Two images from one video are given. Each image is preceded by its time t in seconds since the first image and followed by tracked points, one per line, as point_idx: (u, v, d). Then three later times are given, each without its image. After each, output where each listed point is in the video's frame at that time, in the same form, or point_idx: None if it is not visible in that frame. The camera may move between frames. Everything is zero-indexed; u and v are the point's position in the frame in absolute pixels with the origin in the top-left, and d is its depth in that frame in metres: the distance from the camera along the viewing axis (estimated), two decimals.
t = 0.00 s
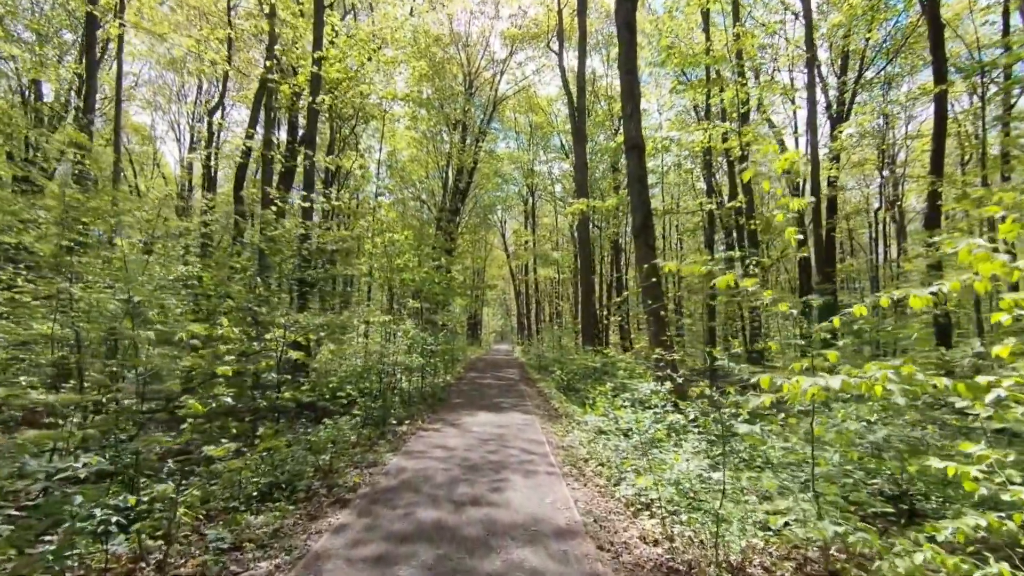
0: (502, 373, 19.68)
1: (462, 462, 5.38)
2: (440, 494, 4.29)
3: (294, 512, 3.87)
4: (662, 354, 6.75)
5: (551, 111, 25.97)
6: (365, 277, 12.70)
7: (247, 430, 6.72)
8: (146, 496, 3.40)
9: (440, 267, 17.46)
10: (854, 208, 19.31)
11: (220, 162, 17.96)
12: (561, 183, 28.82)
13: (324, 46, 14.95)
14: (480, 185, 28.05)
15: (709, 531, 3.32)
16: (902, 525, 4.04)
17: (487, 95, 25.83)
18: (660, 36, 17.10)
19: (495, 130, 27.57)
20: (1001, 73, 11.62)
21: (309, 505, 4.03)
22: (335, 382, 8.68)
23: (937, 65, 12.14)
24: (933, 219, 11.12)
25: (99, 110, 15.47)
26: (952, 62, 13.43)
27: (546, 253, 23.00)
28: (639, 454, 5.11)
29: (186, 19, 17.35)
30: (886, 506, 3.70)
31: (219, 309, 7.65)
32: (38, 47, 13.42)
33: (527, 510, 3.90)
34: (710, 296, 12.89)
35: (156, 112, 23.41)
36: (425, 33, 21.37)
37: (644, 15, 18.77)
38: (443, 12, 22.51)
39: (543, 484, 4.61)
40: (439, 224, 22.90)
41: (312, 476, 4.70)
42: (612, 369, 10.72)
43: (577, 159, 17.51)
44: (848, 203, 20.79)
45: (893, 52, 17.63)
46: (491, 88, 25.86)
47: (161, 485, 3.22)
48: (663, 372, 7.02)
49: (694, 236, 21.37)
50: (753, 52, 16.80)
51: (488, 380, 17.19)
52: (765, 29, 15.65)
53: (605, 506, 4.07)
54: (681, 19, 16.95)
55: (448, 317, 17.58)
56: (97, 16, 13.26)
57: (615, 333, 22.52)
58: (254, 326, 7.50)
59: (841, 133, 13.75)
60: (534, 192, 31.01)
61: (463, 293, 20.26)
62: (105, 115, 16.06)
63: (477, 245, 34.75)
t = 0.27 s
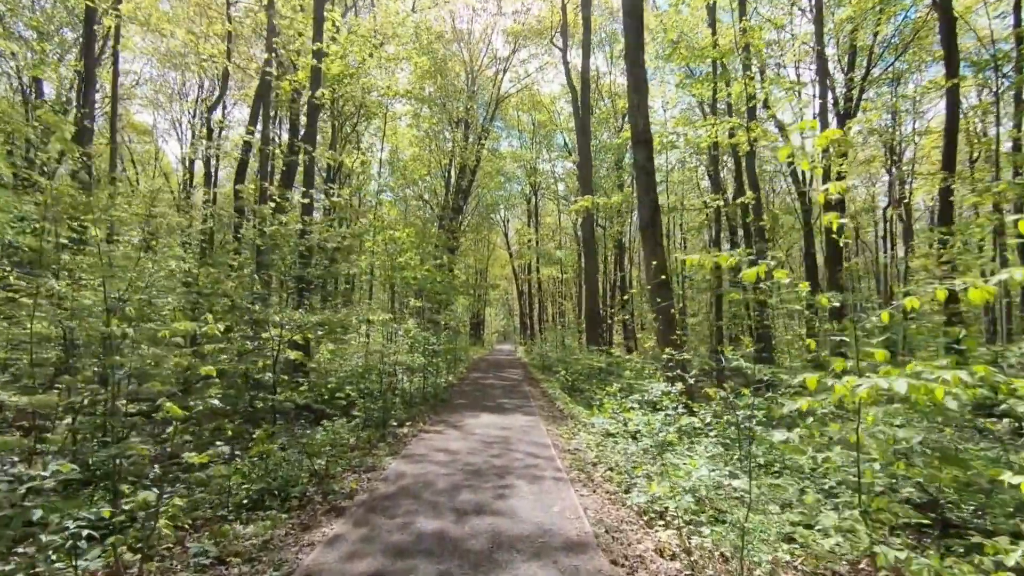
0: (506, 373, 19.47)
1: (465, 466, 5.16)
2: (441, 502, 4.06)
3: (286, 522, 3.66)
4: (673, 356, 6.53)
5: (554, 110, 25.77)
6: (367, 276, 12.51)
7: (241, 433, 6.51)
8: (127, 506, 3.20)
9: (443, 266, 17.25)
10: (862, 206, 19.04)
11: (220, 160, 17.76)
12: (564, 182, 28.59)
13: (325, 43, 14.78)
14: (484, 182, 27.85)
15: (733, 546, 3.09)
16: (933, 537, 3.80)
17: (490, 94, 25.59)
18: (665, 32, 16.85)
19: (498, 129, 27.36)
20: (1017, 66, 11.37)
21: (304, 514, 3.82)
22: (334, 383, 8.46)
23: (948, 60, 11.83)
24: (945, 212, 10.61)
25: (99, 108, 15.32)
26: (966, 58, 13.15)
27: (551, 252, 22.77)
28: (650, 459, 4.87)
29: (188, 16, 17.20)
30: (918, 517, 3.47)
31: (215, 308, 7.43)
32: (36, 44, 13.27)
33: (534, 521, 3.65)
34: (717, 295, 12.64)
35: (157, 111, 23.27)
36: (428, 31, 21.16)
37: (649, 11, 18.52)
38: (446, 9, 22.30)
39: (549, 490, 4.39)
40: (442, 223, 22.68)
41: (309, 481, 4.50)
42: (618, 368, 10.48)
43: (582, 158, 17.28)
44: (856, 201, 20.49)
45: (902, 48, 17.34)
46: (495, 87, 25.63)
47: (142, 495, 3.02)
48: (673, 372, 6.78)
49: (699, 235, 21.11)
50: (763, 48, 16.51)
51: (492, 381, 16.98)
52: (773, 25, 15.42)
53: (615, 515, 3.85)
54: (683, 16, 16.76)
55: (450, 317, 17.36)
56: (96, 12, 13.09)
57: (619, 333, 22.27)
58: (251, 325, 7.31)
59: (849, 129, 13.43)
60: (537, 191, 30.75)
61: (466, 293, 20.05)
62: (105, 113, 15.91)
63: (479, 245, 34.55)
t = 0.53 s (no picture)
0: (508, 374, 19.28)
1: (466, 476, 4.94)
2: (442, 516, 3.86)
3: (277, 538, 3.47)
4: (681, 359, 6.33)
5: (557, 109, 25.56)
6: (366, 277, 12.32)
7: (236, 439, 6.32)
8: (103, 525, 3.04)
9: (444, 266, 17.05)
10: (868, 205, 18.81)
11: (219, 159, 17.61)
12: (566, 182, 28.38)
13: (324, 41, 14.57)
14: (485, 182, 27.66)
15: (755, 570, 2.89)
16: (968, 556, 3.56)
17: (492, 93, 25.38)
18: (668, 30, 16.60)
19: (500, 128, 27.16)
20: None
21: (296, 530, 3.62)
22: (332, 386, 8.25)
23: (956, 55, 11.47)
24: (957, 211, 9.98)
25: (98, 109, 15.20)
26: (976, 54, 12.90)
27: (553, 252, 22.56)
28: (660, 469, 4.66)
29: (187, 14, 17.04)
30: (950, 535, 3.25)
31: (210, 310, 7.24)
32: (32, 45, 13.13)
33: (539, 538, 3.46)
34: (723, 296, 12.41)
35: (157, 112, 23.14)
36: (429, 29, 20.95)
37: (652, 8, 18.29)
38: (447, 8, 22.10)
39: (555, 501, 4.20)
40: (443, 223, 22.48)
41: (303, 492, 4.32)
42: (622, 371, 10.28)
43: (584, 157, 17.08)
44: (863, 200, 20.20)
45: (909, 44, 17.02)
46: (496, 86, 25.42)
47: (114, 514, 2.86)
48: (681, 376, 6.56)
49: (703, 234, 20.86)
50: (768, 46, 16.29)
51: (493, 382, 16.79)
52: (779, 21, 15.19)
53: (625, 530, 3.66)
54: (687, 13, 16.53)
55: (452, 317, 17.17)
56: (91, 11, 12.92)
57: (623, 334, 22.04)
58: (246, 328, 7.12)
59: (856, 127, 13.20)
60: (539, 191, 30.54)
61: (468, 293, 19.86)
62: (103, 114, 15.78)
63: (481, 245, 34.37)
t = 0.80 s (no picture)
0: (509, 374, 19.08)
1: (464, 480, 4.73)
2: (439, 524, 3.66)
3: (263, 548, 3.27)
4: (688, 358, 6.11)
5: (557, 107, 25.34)
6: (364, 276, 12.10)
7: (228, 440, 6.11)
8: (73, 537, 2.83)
9: (444, 265, 16.84)
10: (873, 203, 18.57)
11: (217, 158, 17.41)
12: (568, 180, 28.16)
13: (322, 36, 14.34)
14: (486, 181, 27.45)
15: None
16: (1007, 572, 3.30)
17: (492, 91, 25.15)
18: (670, 25, 16.35)
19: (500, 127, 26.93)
20: None
21: (283, 540, 3.43)
22: (327, 386, 8.03)
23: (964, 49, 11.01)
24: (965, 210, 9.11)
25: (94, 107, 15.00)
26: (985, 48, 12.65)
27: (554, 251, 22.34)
28: (669, 474, 4.44)
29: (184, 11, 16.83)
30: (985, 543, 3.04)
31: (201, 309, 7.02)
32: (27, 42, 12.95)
33: (541, 548, 3.25)
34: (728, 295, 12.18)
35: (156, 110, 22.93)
36: (428, 27, 20.73)
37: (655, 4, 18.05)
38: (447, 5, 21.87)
39: (558, 507, 4.00)
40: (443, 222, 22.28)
41: (293, 498, 4.11)
42: (625, 370, 10.07)
43: (586, 155, 16.85)
44: (868, 198, 19.94)
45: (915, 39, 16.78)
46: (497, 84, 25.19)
47: (82, 527, 2.66)
48: (689, 375, 6.33)
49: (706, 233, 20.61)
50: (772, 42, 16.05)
51: (494, 383, 16.58)
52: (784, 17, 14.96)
53: (633, 539, 3.45)
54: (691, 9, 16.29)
55: (452, 317, 16.95)
56: (86, 8, 12.73)
57: (625, 334, 21.80)
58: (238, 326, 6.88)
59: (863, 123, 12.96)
60: (540, 190, 30.32)
61: (468, 293, 19.65)
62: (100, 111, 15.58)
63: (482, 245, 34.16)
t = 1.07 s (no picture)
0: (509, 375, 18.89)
1: (460, 488, 4.51)
2: (431, 539, 3.46)
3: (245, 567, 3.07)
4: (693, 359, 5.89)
5: (558, 105, 25.13)
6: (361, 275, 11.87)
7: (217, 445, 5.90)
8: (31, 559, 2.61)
9: (443, 264, 16.62)
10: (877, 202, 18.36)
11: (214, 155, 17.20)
12: (568, 179, 27.94)
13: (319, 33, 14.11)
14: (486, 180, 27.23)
15: None
16: None
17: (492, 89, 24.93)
18: (672, 21, 16.13)
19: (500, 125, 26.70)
20: None
21: (263, 558, 3.23)
22: (322, 388, 7.82)
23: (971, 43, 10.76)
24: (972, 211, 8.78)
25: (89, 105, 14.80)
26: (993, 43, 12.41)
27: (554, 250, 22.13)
28: (674, 484, 4.23)
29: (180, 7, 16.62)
30: (1018, 560, 2.82)
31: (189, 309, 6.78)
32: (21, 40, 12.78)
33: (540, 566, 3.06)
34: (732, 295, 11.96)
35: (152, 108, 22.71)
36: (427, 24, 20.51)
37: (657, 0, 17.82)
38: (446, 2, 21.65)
39: (558, 519, 3.80)
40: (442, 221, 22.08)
41: (277, 509, 3.90)
42: (627, 371, 9.85)
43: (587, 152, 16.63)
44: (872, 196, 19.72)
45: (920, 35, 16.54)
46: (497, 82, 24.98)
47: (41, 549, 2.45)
48: (694, 378, 6.11)
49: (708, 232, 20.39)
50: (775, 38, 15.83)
51: (493, 383, 16.38)
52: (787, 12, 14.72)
53: (638, 555, 3.26)
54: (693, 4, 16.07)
55: (451, 316, 16.74)
56: (79, 4, 12.54)
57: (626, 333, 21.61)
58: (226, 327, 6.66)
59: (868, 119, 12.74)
60: (540, 189, 30.12)
61: (467, 293, 19.46)
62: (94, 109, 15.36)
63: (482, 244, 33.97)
